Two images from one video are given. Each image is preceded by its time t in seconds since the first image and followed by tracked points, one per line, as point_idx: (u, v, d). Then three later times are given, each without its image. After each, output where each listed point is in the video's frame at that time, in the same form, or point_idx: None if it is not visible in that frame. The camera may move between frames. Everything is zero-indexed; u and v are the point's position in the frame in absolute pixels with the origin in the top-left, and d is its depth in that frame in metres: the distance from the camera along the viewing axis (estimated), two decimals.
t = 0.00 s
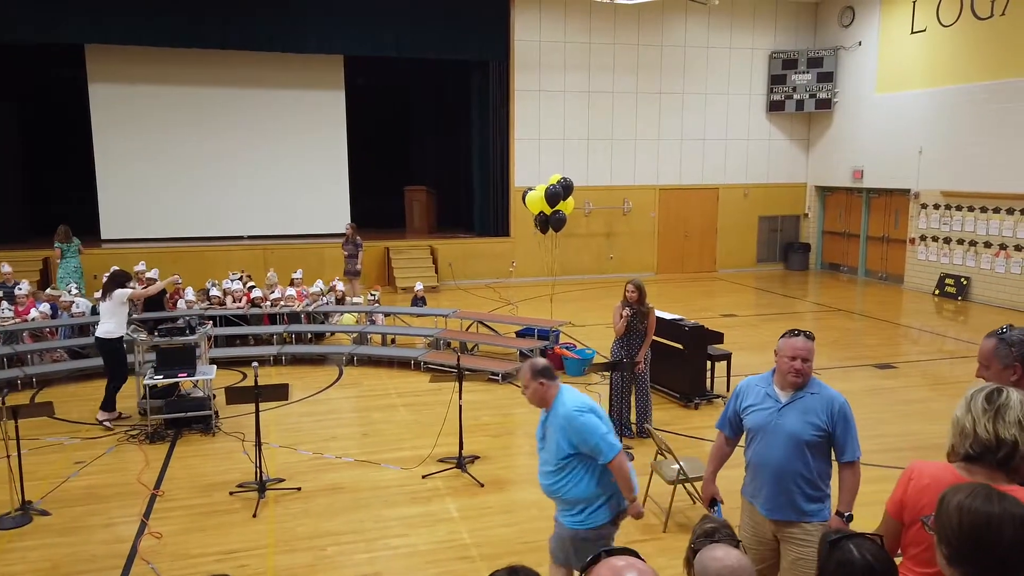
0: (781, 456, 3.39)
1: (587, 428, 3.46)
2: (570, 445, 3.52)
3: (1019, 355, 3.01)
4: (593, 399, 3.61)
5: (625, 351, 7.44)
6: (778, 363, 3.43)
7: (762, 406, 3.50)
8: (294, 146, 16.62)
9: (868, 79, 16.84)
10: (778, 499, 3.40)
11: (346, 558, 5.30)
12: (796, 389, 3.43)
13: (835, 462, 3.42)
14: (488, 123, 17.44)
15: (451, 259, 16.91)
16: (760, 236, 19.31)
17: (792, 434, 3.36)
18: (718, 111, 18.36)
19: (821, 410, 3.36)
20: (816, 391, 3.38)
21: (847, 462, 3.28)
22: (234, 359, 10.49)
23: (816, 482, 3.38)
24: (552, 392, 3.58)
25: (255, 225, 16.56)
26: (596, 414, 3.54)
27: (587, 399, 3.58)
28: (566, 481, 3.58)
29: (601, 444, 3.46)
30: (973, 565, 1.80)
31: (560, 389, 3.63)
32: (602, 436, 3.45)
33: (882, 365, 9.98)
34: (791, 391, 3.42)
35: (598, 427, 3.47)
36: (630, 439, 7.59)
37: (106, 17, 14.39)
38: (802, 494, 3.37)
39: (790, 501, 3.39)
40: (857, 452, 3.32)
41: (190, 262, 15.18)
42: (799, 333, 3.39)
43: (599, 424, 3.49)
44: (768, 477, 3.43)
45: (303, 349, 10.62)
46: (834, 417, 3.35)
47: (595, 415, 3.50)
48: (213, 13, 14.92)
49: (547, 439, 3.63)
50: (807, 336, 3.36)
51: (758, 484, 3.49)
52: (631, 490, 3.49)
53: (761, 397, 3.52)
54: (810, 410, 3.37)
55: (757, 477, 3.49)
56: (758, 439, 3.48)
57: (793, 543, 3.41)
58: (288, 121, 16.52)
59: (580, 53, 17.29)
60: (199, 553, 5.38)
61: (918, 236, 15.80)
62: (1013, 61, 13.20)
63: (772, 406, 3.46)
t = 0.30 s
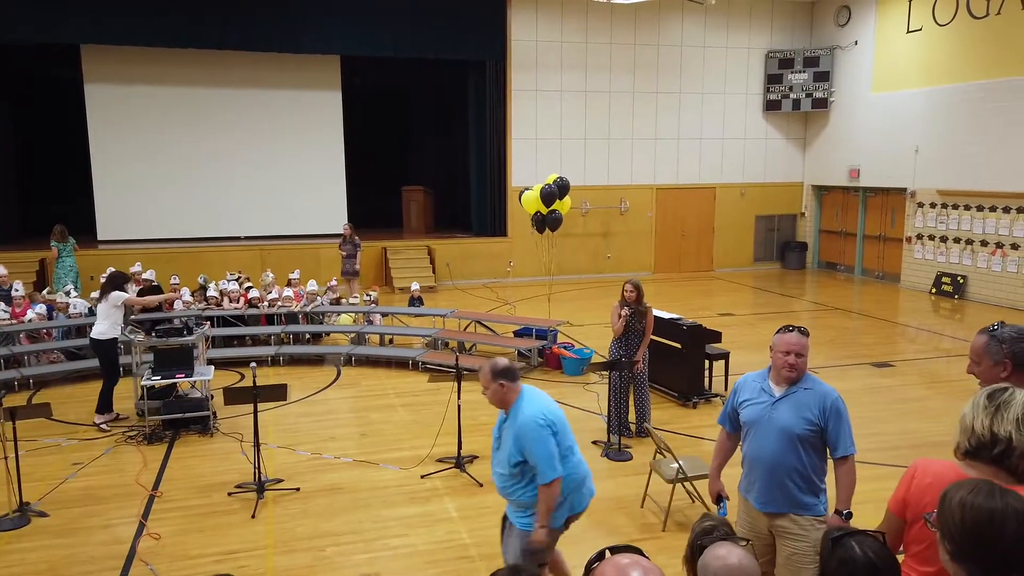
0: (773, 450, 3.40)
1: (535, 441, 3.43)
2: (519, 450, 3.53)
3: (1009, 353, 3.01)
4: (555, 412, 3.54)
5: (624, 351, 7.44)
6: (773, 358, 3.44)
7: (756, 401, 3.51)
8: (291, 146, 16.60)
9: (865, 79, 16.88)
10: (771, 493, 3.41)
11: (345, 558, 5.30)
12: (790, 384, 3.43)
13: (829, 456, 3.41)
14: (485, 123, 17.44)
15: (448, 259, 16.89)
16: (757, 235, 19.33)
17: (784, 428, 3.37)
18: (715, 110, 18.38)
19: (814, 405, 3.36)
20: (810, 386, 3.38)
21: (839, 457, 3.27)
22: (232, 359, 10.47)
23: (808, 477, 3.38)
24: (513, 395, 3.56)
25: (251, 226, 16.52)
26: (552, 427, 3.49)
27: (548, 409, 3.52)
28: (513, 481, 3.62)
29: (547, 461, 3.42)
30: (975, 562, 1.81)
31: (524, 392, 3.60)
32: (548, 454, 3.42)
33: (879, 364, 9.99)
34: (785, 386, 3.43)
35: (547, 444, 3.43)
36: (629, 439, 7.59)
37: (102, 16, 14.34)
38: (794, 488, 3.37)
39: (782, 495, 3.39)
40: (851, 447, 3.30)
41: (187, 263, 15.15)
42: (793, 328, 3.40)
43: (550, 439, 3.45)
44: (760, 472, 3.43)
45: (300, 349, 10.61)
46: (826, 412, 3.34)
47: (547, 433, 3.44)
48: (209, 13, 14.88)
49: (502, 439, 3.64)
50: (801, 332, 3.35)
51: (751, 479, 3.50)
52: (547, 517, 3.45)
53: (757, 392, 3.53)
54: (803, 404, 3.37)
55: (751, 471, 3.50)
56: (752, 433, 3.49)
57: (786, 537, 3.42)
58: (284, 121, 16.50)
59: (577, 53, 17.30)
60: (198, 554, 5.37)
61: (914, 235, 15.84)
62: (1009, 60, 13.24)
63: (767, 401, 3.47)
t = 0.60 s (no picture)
0: (763, 430, 3.42)
1: (479, 430, 3.40)
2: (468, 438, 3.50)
3: (964, 333, 3.03)
4: (504, 401, 3.48)
5: (614, 337, 7.45)
6: (760, 340, 3.48)
7: (746, 382, 3.54)
8: (276, 138, 16.47)
9: (849, 62, 16.92)
10: (763, 473, 3.43)
11: (339, 549, 5.31)
12: (778, 364, 3.46)
13: (818, 436, 3.45)
14: (471, 112, 17.36)
15: (437, 249, 16.85)
16: (744, 220, 19.41)
17: (774, 408, 3.40)
18: (701, 96, 18.38)
19: (803, 384, 3.39)
20: (797, 366, 3.42)
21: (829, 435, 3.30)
22: (221, 353, 10.42)
23: (800, 456, 3.40)
24: (467, 384, 3.50)
25: (237, 219, 16.39)
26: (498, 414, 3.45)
27: (499, 397, 3.48)
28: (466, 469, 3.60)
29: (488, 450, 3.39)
30: (966, 537, 1.84)
31: (480, 381, 3.56)
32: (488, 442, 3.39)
33: (867, 345, 10.08)
34: (773, 367, 3.46)
35: (491, 433, 3.40)
36: (620, 425, 7.63)
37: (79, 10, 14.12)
38: (785, 468, 3.39)
39: (774, 475, 3.41)
40: (841, 425, 3.34)
41: (173, 257, 15.04)
42: (774, 309, 3.45)
43: (494, 427, 3.42)
44: (752, 452, 3.46)
45: (290, 342, 10.56)
46: (816, 391, 3.37)
47: (492, 422, 3.40)
48: (190, 7, 14.70)
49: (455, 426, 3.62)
50: (784, 313, 3.40)
51: (743, 460, 3.52)
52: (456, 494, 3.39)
53: (746, 373, 3.56)
54: (792, 383, 3.41)
55: (742, 452, 3.52)
56: (743, 415, 3.51)
57: (778, 517, 3.44)
58: (268, 113, 16.35)
59: (562, 41, 17.23)
60: (192, 548, 5.36)
61: (900, 217, 15.95)
62: (992, 41, 13.31)
63: (756, 382, 3.50)
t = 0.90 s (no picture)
0: (767, 427, 3.42)
1: (438, 413, 3.45)
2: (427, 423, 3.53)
3: (938, 334, 3.09)
4: (460, 386, 3.57)
5: (613, 333, 7.46)
6: (758, 337, 3.49)
7: (747, 378, 3.54)
8: (272, 135, 16.42)
9: (845, 57, 16.92)
10: (768, 469, 3.43)
11: (340, 547, 5.30)
12: (779, 360, 3.47)
13: (820, 431, 3.46)
14: (468, 108, 17.31)
15: (435, 246, 16.83)
16: (741, 215, 19.42)
17: (777, 404, 3.40)
18: (698, 91, 18.36)
19: (806, 379, 3.40)
20: (799, 361, 3.42)
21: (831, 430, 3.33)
22: (219, 351, 10.40)
23: (803, 452, 3.41)
24: (422, 373, 3.56)
25: (234, 216, 16.35)
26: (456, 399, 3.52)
27: (455, 383, 3.57)
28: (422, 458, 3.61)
29: (449, 432, 3.44)
30: (974, 534, 1.86)
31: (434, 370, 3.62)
32: (450, 423, 3.44)
33: (865, 340, 10.09)
34: (774, 363, 3.46)
35: (452, 415, 3.46)
36: (619, 421, 7.63)
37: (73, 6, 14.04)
38: (789, 464, 3.39)
39: (778, 471, 3.41)
40: (842, 420, 3.37)
41: (169, 255, 14.99)
42: (772, 306, 3.45)
43: (453, 409, 3.47)
44: (756, 449, 3.45)
45: (288, 339, 10.54)
46: (818, 387, 3.38)
47: (452, 404, 3.46)
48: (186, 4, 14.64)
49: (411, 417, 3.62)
50: (782, 309, 3.41)
51: (746, 457, 3.52)
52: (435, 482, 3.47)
53: (747, 369, 3.56)
54: (794, 379, 3.41)
55: (746, 449, 3.51)
56: (745, 412, 3.51)
57: (781, 513, 3.45)
58: (264, 109, 16.30)
59: (558, 36, 17.19)
60: (192, 547, 5.36)
61: (897, 212, 15.97)
62: (988, 35, 13.30)
63: (758, 378, 3.50)
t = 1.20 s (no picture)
0: (767, 425, 3.42)
1: (400, 416, 3.44)
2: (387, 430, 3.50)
3: (903, 335, 3.15)
4: (413, 386, 3.57)
5: (610, 332, 7.45)
6: (755, 336, 3.49)
7: (747, 377, 3.54)
8: (269, 133, 16.38)
9: (842, 54, 16.93)
10: (767, 467, 3.44)
11: (338, 545, 5.29)
12: (778, 358, 3.47)
13: (819, 429, 3.47)
14: (465, 106, 17.27)
15: (431, 244, 16.82)
16: (738, 212, 19.44)
17: (777, 403, 3.40)
18: (695, 88, 18.36)
19: (805, 377, 3.41)
20: (798, 360, 3.43)
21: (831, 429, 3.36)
22: (216, 349, 10.38)
23: (803, 451, 3.42)
24: (373, 379, 3.53)
25: (231, 214, 16.31)
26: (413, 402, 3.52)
27: (407, 385, 3.56)
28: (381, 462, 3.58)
29: (416, 432, 3.44)
30: (975, 534, 1.87)
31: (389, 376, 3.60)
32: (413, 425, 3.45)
33: (861, 338, 10.11)
34: (774, 362, 3.47)
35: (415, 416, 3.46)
36: (617, 419, 7.64)
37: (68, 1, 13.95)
38: (789, 463, 3.40)
39: (778, 470, 3.42)
40: (840, 418, 3.39)
41: (165, 252, 14.95)
42: (766, 305, 3.46)
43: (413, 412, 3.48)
44: (756, 448, 3.45)
45: (285, 337, 10.52)
46: (817, 385, 3.40)
47: (412, 405, 3.46)
48: None
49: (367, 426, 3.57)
50: (780, 309, 3.41)
51: (746, 455, 3.52)
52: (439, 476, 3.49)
53: (746, 368, 3.56)
54: (793, 378, 3.42)
55: (745, 448, 3.52)
56: (745, 410, 3.51)
57: (780, 512, 3.46)
58: (260, 107, 16.25)
59: (555, 34, 17.17)
60: (189, 545, 5.35)
61: (893, 210, 15.99)
62: (985, 33, 13.32)
63: (757, 377, 3.50)
